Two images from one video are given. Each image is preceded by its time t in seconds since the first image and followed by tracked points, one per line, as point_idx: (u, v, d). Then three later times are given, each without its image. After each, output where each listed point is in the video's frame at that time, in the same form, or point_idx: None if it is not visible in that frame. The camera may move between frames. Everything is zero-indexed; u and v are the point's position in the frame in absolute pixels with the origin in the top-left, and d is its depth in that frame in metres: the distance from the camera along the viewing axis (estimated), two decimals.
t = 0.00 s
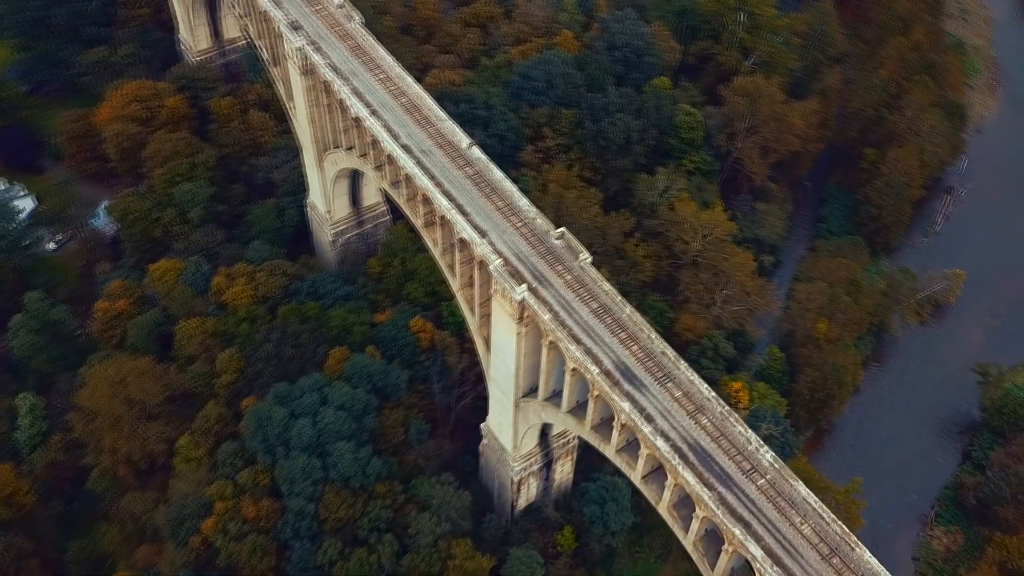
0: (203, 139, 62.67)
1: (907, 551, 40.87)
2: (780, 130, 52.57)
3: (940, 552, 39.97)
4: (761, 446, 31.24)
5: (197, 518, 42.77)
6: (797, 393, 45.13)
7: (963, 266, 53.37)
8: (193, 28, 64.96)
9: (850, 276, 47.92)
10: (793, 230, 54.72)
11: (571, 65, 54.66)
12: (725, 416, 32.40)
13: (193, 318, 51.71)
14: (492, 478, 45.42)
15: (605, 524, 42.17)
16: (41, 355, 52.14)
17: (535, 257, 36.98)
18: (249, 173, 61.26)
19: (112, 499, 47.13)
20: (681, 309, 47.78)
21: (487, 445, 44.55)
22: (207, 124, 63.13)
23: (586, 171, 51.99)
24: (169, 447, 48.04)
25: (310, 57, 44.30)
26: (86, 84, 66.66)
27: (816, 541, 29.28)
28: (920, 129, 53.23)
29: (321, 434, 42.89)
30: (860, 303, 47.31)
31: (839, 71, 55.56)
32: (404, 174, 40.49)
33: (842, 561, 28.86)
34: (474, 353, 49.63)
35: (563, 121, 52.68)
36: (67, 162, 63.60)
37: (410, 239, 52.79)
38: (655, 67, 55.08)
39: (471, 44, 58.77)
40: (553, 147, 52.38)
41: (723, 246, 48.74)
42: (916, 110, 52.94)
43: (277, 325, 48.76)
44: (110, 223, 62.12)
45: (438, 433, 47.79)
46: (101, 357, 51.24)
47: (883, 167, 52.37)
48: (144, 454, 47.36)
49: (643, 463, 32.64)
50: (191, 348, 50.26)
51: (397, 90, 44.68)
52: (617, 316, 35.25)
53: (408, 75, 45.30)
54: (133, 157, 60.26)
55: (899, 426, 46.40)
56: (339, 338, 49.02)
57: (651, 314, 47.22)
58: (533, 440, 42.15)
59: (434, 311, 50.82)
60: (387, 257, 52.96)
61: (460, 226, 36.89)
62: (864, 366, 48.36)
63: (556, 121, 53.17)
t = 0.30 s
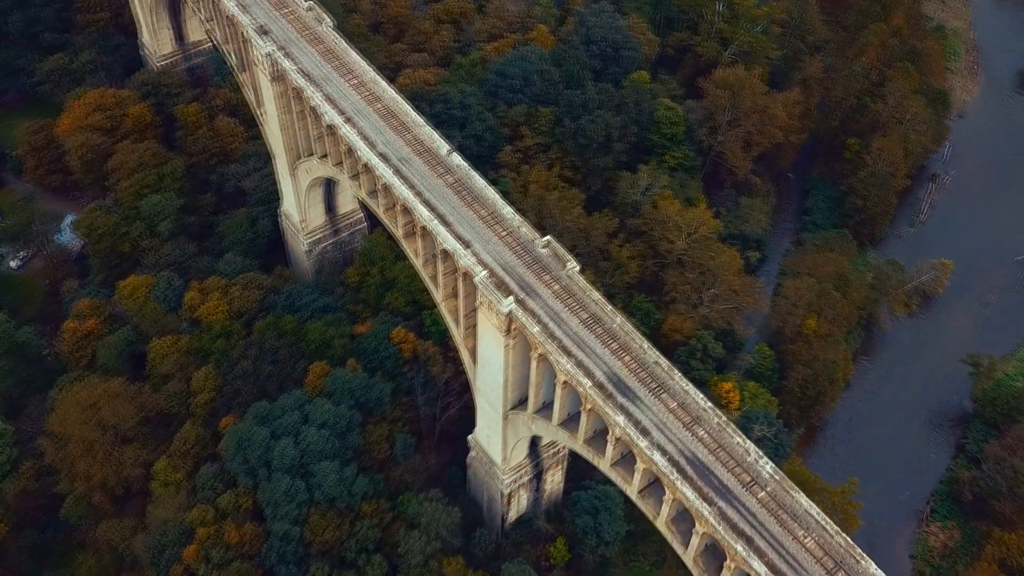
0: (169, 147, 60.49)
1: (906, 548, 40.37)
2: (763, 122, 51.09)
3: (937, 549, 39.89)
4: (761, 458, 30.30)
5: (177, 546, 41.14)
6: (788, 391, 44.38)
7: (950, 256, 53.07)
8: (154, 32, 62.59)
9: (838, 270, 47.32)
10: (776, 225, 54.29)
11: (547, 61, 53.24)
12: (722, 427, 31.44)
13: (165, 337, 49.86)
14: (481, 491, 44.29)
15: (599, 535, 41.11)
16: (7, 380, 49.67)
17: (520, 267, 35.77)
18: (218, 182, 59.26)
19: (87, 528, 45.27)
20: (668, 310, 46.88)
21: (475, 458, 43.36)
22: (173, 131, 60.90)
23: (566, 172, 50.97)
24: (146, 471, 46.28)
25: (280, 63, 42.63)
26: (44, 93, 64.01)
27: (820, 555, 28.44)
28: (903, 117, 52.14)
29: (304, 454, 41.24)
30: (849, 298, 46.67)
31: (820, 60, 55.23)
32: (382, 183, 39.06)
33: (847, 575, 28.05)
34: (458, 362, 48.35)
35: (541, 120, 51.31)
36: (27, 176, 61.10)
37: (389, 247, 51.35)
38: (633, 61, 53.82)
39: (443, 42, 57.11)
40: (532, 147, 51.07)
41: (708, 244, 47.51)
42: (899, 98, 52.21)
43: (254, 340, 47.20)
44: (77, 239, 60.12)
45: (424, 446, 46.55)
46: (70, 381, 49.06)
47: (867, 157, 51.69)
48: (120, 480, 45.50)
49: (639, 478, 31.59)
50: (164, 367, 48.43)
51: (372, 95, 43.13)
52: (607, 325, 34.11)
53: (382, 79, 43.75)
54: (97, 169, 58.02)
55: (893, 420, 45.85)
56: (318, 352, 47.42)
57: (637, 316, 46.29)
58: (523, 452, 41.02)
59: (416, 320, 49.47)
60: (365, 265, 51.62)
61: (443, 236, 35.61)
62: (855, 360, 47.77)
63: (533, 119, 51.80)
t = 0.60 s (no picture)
0: (130, 159, 58.22)
1: (901, 544, 39.94)
2: (740, 113, 50.00)
3: (931, 543, 39.56)
4: (758, 469, 29.43)
5: None
6: (776, 388, 43.61)
7: (931, 242, 52.62)
8: (110, 40, 60.18)
9: (822, 264, 46.89)
10: (756, 217, 53.57)
11: (518, 58, 51.84)
12: (716, 438, 30.52)
13: (134, 358, 47.83)
14: (467, 505, 43.14)
15: (589, 545, 39.89)
16: None
17: (502, 278, 34.53)
18: (183, 193, 57.21)
19: (59, 562, 43.36)
20: (651, 310, 45.92)
21: (459, 472, 42.19)
22: (134, 143, 58.61)
23: (542, 172, 49.68)
24: (119, 499, 44.44)
25: (243, 72, 40.88)
26: None
27: (822, 568, 27.70)
28: (881, 104, 51.78)
29: (284, 478, 39.73)
30: (833, 292, 46.19)
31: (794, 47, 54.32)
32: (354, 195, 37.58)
33: None
34: (439, 372, 47.13)
35: (514, 119, 49.94)
36: None
37: (362, 255, 49.58)
38: (606, 55, 52.62)
39: (410, 41, 55.40)
40: (506, 147, 49.70)
41: (690, 241, 46.38)
42: (876, 84, 51.69)
43: (226, 359, 45.21)
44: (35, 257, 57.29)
45: (407, 460, 45.32)
46: (35, 409, 46.81)
47: (846, 146, 51.13)
48: (92, 510, 43.62)
49: (632, 494, 30.57)
50: (133, 391, 46.50)
51: (341, 103, 41.52)
52: (594, 336, 33.00)
53: (350, 86, 42.16)
54: (54, 184, 55.56)
55: (883, 413, 45.37)
56: (293, 369, 45.95)
57: (620, 318, 45.30)
58: (509, 465, 39.89)
59: (393, 331, 48.12)
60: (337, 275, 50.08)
61: (420, 249, 34.27)
62: (842, 353, 47.22)
63: (506, 119, 50.42)
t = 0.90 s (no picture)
0: (91, 172, 55.87)
1: (897, 540, 39.49)
2: (718, 105, 49.18)
3: (926, 538, 39.16)
4: (757, 481, 28.55)
5: None
6: (765, 386, 42.84)
7: (915, 230, 52.34)
8: (65, 48, 57.74)
9: (807, 258, 46.15)
10: (736, 211, 52.86)
11: (490, 56, 50.41)
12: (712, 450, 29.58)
13: (105, 383, 45.80)
14: (455, 520, 42.01)
15: (582, 557, 38.84)
16: None
17: (486, 291, 33.32)
18: (148, 207, 55.01)
19: None
20: (635, 311, 44.93)
21: (445, 487, 41.02)
22: (94, 155, 56.23)
23: (519, 173, 48.35)
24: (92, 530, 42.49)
25: (207, 82, 39.20)
26: None
27: None
28: (860, 91, 51.07)
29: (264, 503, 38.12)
30: (819, 287, 45.45)
31: (771, 36, 53.14)
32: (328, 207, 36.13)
33: None
34: (421, 384, 45.96)
35: (488, 119, 48.55)
36: None
37: (337, 267, 48.27)
38: (580, 50, 51.35)
39: (377, 40, 53.65)
40: (481, 148, 48.30)
41: (673, 239, 45.60)
42: (854, 72, 50.96)
43: (201, 379, 43.79)
44: None
45: (391, 476, 44.04)
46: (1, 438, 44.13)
47: (827, 135, 50.41)
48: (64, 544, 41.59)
49: (628, 510, 29.55)
50: (105, 416, 44.43)
51: (311, 112, 39.98)
52: (583, 348, 31.93)
53: (319, 93, 40.59)
54: (12, 201, 53.01)
55: (874, 407, 44.89)
56: (270, 388, 44.30)
57: (605, 321, 44.28)
58: (498, 479, 38.78)
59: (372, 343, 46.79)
60: (311, 287, 48.61)
61: (399, 263, 32.93)
62: (831, 348, 46.66)
63: (481, 119, 49.01)
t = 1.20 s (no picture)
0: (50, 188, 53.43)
1: (891, 537, 39.03)
2: (697, 98, 48.26)
3: (921, 535, 38.74)
4: (757, 496, 27.69)
5: None
6: (753, 386, 41.93)
7: (899, 220, 52.13)
8: (19, 59, 55.42)
9: (792, 253, 45.50)
10: (718, 207, 52.27)
11: (461, 56, 48.96)
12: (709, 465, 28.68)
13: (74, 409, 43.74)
14: (443, 538, 40.90)
15: (575, 571, 37.97)
16: None
17: (470, 306, 32.17)
18: (112, 222, 52.91)
19: None
20: (620, 313, 43.88)
21: (432, 506, 39.80)
22: (53, 169, 53.79)
23: (496, 175, 47.03)
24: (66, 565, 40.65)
25: (170, 95, 37.65)
26: None
27: None
28: (839, 80, 50.57)
29: (247, 532, 36.49)
30: (806, 282, 44.80)
31: (747, 25, 51.73)
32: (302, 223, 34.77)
33: None
34: (403, 398, 44.78)
35: (462, 121, 47.18)
36: None
37: (311, 278, 46.80)
38: (554, 47, 50.06)
39: (345, 41, 51.92)
40: (456, 151, 46.89)
41: (655, 239, 44.52)
42: (833, 61, 50.18)
43: (174, 404, 42.39)
44: None
45: (376, 495, 42.81)
46: None
47: (807, 126, 49.74)
48: None
49: (624, 530, 28.56)
50: (76, 445, 42.36)
51: (280, 124, 38.39)
52: (573, 363, 30.87)
53: (288, 104, 39.08)
54: None
55: (866, 401, 44.43)
56: (247, 409, 42.76)
57: (590, 325, 43.23)
58: (487, 496, 37.68)
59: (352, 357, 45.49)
60: (284, 301, 47.03)
61: (378, 280, 31.69)
62: (819, 342, 46.15)
63: (455, 120, 47.60)
